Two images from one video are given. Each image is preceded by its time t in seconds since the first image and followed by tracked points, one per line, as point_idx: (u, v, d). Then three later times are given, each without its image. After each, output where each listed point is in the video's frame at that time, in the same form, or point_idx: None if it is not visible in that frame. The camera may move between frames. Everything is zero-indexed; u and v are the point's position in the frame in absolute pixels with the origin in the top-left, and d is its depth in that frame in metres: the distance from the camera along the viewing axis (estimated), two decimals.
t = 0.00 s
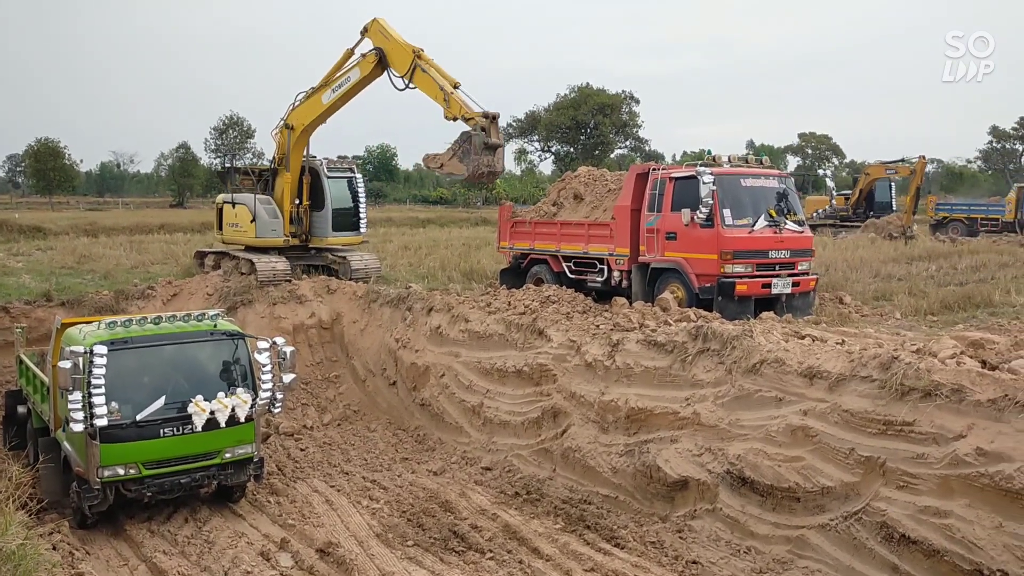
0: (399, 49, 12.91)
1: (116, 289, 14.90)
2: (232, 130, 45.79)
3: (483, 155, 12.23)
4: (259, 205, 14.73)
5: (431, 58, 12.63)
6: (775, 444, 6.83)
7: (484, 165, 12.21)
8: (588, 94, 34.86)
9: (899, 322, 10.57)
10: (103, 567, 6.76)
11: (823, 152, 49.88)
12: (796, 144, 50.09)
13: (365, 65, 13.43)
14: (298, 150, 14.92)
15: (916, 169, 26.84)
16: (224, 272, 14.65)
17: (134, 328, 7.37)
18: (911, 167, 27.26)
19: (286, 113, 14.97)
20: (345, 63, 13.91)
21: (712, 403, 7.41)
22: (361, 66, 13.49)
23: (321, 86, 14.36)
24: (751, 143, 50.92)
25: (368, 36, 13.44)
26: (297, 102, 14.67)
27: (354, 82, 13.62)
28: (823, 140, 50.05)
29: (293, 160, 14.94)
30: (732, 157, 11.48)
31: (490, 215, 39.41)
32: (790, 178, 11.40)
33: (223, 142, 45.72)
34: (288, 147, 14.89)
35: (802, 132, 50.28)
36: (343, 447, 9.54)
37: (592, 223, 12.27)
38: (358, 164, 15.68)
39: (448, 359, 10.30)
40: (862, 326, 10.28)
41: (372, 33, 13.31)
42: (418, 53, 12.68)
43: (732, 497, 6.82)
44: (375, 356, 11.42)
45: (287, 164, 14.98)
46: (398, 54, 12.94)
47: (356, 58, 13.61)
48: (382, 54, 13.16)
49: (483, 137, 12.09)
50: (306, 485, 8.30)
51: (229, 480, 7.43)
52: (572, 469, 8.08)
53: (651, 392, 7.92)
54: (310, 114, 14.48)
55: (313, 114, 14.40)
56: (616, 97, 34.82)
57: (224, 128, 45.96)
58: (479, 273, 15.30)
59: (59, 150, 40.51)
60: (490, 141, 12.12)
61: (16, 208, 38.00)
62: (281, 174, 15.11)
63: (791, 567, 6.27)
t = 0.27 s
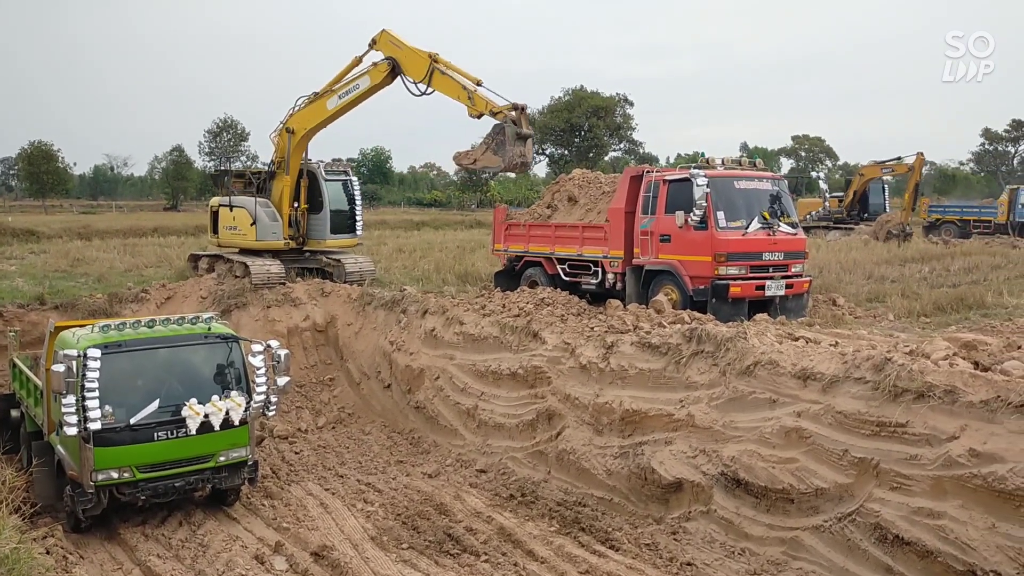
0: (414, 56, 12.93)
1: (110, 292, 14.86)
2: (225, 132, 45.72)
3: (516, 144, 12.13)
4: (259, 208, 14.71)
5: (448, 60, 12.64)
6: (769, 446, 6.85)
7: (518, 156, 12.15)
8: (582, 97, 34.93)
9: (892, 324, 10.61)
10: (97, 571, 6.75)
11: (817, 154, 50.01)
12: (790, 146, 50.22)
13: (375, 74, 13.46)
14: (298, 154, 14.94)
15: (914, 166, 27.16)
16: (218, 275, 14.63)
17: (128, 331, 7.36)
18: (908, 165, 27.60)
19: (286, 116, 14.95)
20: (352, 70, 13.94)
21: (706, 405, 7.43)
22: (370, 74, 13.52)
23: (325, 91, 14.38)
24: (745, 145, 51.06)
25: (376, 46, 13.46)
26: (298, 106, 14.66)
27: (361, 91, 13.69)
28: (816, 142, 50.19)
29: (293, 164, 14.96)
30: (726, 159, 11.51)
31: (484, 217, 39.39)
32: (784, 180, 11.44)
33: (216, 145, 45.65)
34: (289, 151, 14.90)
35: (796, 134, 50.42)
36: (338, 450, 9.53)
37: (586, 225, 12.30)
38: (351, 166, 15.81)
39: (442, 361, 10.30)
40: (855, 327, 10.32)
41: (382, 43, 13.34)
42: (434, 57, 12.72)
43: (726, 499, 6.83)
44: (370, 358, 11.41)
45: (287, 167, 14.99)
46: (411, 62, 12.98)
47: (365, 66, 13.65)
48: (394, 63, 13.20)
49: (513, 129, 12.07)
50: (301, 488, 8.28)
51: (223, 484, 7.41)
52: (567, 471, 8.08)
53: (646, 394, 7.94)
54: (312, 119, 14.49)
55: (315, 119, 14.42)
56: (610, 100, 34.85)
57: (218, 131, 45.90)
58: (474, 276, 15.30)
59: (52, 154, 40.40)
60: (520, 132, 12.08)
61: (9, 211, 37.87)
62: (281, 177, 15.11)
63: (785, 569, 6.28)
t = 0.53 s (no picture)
0: (426, 67, 13.28)
1: (105, 294, 14.83)
2: (220, 135, 45.68)
3: (544, 141, 13.14)
4: (259, 210, 14.67)
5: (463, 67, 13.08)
6: (765, 446, 6.86)
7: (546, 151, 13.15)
8: (578, 98, 34.81)
9: (887, 325, 10.63)
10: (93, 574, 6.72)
11: (811, 155, 50.13)
12: (785, 147, 50.34)
13: (387, 85, 13.70)
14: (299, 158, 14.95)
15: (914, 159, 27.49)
16: (213, 277, 14.61)
17: (123, 334, 7.35)
18: (906, 159, 27.85)
19: (289, 119, 14.92)
20: (361, 79, 14.13)
21: (702, 406, 7.43)
22: (381, 85, 13.75)
23: (331, 98, 14.44)
24: (740, 146, 51.17)
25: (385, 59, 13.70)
26: (301, 111, 14.66)
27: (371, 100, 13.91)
28: (811, 143, 50.29)
29: (294, 167, 14.96)
30: (721, 161, 11.53)
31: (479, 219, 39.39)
32: (778, 181, 11.47)
33: (211, 147, 45.61)
34: (290, 154, 14.91)
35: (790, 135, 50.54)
36: (334, 452, 9.52)
37: (582, 227, 12.31)
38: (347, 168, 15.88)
39: (438, 363, 10.30)
40: (850, 328, 10.34)
41: (393, 56, 13.61)
42: (448, 66, 13.13)
43: (723, 500, 6.84)
44: (366, 361, 11.40)
45: (287, 170, 14.98)
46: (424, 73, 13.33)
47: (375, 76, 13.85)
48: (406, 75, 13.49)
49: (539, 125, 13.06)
50: (297, 491, 8.27)
51: (219, 486, 7.40)
52: (563, 473, 8.08)
53: (642, 395, 7.94)
54: (316, 124, 14.52)
55: (319, 125, 14.45)
56: (605, 101, 34.86)
57: (213, 133, 45.86)
58: (469, 277, 15.31)
59: (47, 156, 40.32)
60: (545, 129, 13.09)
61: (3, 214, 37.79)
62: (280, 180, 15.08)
63: (781, 569, 6.29)
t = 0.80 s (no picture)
0: (438, 78, 13.60)
1: (104, 297, 14.82)
2: (219, 137, 45.68)
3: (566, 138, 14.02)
4: (262, 213, 14.64)
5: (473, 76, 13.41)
6: (764, 447, 6.86)
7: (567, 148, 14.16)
8: (575, 100, 34.92)
9: (886, 325, 10.64)
10: None
11: (810, 155, 50.17)
12: (783, 147, 50.39)
13: (397, 96, 13.93)
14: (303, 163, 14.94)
15: (919, 152, 27.51)
16: (211, 280, 14.61)
17: (122, 337, 7.35)
18: (910, 152, 27.83)
19: (293, 124, 14.92)
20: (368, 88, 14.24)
21: (701, 407, 7.44)
22: (392, 96, 13.98)
23: (337, 105, 14.50)
24: (738, 147, 51.21)
25: (393, 73, 13.85)
26: (306, 116, 14.67)
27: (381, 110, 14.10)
28: (809, 143, 50.33)
29: (296, 171, 14.92)
30: (720, 161, 11.55)
31: (478, 221, 39.40)
32: (777, 182, 11.48)
33: (210, 149, 45.63)
34: (293, 157, 14.86)
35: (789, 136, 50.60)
36: (334, 454, 9.52)
37: (580, 228, 12.31)
38: (344, 171, 15.93)
39: (438, 365, 10.30)
40: (849, 328, 10.34)
41: (400, 69, 13.77)
42: (460, 76, 13.53)
43: (723, 500, 6.84)
44: (365, 363, 11.40)
45: (290, 173, 14.93)
46: (435, 84, 13.63)
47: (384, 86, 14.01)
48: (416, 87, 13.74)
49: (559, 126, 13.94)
50: (296, 493, 8.27)
51: (219, 489, 7.40)
52: (562, 474, 8.08)
53: (641, 396, 7.94)
54: (322, 130, 14.57)
55: (326, 131, 14.51)
56: (604, 103, 34.84)
57: (212, 135, 45.87)
58: (468, 279, 15.31)
59: (46, 159, 40.34)
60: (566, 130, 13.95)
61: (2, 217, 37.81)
62: (282, 183, 15.04)
63: (781, 570, 6.29)
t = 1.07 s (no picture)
0: (444, 86, 13.62)
1: (106, 299, 14.85)
2: (220, 138, 45.73)
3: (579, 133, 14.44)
4: (264, 213, 14.64)
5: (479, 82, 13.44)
6: (767, 447, 6.85)
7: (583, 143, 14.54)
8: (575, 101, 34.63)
9: (888, 325, 10.63)
10: None
11: (811, 155, 50.15)
12: (785, 148, 50.38)
13: (404, 105, 13.94)
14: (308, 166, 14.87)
15: (924, 144, 27.43)
16: (213, 281, 14.63)
17: (124, 338, 7.35)
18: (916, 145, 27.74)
19: (299, 127, 14.85)
20: (376, 96, 14.21)
21: (703, 407, 7.43)
22: (399, 105, 13.97)
23: (344, 111, 14.44)
24: (740, 147, 51.16)
25: (400, 83, 13.85)
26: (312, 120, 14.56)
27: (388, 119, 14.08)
28: (810, 143, 50.28)
29: (300, 173, 14.83)
30: (721, 161, 11.54)
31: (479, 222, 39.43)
32: (778, 182, 11.48)
33: (211, 151, 45.67)
34: (296, 160, 14.74)
35: (790, 136, 50.60)
36: (336, 455, 9.53)
37: (582, 228, 12.32)
38: (347, 172, 15.93)
39: (439, 366, 10.30)
40: (851, 328, 10.33)
41: (407, 80, 13.78)
42: (466, 83, 13.59)
43: (725, 501, 6.84)
44: (366, 363, 11.41)
45: (293, 175, 14.87)
46: (443, 93, 13.65)
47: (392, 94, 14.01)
48: (424, 97, 13.76)
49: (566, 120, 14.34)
50: (299, 494, 8.27)
51: (221, 490, 7.40)
52: (564, 475, 8.08)
53: (643, 396, 7.94)
54: (328, 135, 14.50)
55: (332, 136, 14.46)
56: (605, 103, 34.80)
57: (213, 137, 45.92)
58: (470, 280, 15.32)
59: (47, 161, 40.40)
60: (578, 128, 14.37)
61: (4, 219, 37.87)
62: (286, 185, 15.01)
63: (783, 570, 6.29)
